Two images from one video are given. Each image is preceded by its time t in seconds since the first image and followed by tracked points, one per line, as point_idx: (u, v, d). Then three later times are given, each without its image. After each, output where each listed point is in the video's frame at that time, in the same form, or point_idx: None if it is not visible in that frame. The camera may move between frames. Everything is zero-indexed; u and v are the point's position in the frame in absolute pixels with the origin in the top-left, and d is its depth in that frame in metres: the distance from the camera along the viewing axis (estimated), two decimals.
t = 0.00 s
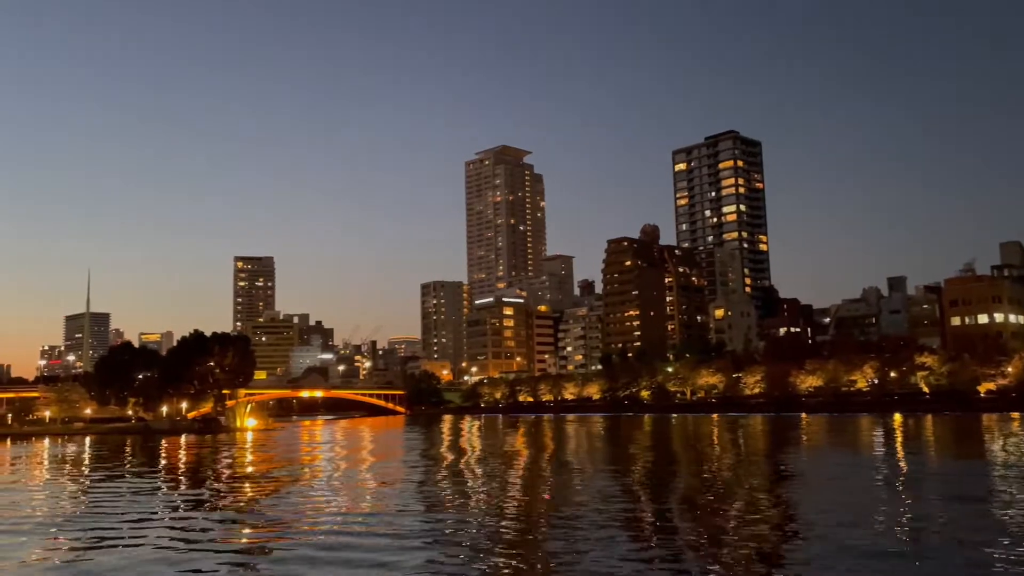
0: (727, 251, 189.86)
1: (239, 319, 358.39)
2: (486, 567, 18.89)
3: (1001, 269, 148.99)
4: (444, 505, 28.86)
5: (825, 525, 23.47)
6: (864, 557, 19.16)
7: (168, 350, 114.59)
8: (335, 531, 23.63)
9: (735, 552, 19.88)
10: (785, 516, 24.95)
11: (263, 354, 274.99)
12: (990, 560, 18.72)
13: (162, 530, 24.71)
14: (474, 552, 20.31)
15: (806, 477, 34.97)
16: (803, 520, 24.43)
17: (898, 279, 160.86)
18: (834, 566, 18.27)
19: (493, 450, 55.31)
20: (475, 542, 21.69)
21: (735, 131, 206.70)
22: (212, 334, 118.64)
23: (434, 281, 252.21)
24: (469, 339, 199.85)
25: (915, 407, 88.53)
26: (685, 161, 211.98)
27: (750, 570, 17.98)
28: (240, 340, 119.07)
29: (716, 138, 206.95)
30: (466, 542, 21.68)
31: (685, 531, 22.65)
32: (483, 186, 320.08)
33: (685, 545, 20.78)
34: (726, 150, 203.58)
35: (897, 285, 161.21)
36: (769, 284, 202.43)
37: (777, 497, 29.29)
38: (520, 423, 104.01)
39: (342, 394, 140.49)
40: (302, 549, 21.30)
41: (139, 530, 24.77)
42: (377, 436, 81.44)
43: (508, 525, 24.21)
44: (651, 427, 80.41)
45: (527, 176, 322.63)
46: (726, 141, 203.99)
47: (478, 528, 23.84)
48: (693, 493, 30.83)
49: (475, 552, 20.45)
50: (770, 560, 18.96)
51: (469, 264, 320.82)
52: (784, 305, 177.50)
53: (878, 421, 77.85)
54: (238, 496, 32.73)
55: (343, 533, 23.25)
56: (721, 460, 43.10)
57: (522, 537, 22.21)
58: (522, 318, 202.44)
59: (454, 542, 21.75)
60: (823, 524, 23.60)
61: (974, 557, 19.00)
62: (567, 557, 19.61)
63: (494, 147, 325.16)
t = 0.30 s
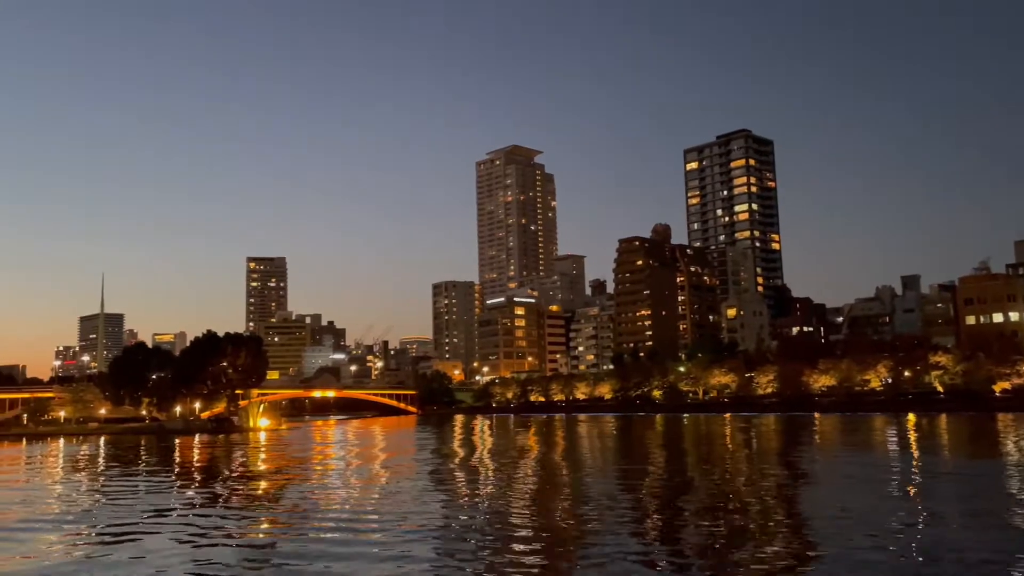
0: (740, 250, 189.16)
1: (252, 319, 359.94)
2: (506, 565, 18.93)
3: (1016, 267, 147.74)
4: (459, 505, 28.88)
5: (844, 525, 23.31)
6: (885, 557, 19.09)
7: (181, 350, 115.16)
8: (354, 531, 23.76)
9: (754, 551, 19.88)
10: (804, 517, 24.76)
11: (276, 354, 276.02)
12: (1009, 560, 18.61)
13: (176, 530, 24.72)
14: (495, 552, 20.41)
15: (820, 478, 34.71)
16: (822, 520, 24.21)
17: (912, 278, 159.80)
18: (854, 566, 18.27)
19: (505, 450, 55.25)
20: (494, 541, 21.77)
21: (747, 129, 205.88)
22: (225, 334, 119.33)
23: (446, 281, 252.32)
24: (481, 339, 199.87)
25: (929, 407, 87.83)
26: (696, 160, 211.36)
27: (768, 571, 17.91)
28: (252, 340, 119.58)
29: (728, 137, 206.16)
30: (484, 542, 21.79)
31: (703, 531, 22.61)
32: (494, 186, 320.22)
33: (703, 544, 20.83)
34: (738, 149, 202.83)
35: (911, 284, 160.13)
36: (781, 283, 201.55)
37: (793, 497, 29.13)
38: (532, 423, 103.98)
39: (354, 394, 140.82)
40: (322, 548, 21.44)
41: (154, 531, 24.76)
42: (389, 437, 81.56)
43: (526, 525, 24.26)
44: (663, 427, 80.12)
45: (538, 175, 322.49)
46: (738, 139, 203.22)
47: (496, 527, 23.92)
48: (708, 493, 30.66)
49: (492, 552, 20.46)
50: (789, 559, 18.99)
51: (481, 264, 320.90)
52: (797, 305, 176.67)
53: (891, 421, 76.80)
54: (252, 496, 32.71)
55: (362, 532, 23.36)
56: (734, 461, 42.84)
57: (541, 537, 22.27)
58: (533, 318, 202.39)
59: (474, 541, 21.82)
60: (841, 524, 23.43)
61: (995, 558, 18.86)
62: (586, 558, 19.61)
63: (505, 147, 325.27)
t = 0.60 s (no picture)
0: (751, 249, 188.53)
1: (263, 320, 361.50)
2: (522, 565, 18.88)
3: None
4: (468, 505, 28.89)
5: (857, 526, 23.08)
6: (902, 557, 19.05)
7: (194, 350, 115.69)
8: (369, 529, 23.84)
9: (772, 551, 19.84)
10: (819, 518, 24.51)
11: (288, 354, 277.17)
12: None
13: (186, 530, 24.69)
14: (510, 551, 20.47)
15: (831, 478, 34.60)
16: (837, 521, 24.00)
17: (925, 277, 158.61)
18: (870, 566, 18.19)
19: (516, 450, 55.29)
20: (509, 540, 21.85)
21: (758, 128, 205.11)
22: (237, 334, 119.85)
23: (456, 281, 252.44)
24: (492, 339, 199.84)
25: (943, 407, 87.28)
26: (707, 159, 210.75)
27: (780, 571, 17.86)
28: (265, 341, 120.02)
29: (739, 136, 205.44)
30: (500, 541, 21.88)
31: (715, 531, 22.57)
32: (505, 186, 320.52)
33: (720, 543, 20.89)
34: (749, 148, 202.10)
35: (925, 283, 159.18)
36: (793, 282, 200.70)
37: (807, 498, 28.93)
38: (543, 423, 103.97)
39: (366, 393, 141.13)
40: (338, 546, 21.55)
41: (165, 531, 24.77)
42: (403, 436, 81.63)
43: (540, 524, 24.40)
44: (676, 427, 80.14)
45: (549, 175, 322.43)
46: (749, 138, 202.54)
47: (510, 527, 23.89)
48: (719, 493, 30.55)
49: (504, 551, 20.44)
50: (809, 559, 18.95)
51: (491, 264, 320.99)
52: (809, 304, 175.89)
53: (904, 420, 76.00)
54: (266, 496, 32.81)
55: (376, 531, 23.48)
56: (745, 461, 42.69)
57: (556, 537, 22.24)
58: (544, 317, 202.35)
59: (489, 541, 21.85)
60: (855, 526, 23.15)
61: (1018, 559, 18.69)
62: (601, 558, 19.58)
63: (516, 146, 325.30)
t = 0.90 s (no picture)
0: (762, 248, 187.86)
1: (274, 319, 362.56)
2: (530, 565, 18.95)
3: None
4: (477, 504, 28.90)
5: (870, 526, 22.89)
6: (914, 558, 18.92)
7: (206, 350, 116.34)
8: (379, 529, 23.92)
9: (781, 551, 19.79)
10: (831, 518, 24.36)
11: (299, 354, 278.12)
12: None
13: (199, 530, 24.69)
14: (518, 550, 20.49)
15: (842, 478, 34.53)
16: (851, 522, 23.70)
17: (938, 276, 157.55)
18: (879, 566, 18.12)
19: (525, 450, 55.30)
20: (516, 540, 21.88)
21: (769, 126, 204.36)
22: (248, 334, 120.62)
23: (466, 280, 252.50)
24: (502, 339, 199.80)
25: (955, 406, 86.85)
26: (718, 157, 210.12)
27: (795, 571, 17.77)
28: (276, 341, 120.76)
29: (750, 135, 204.78)
30: (508, 540, 21.90)
31: (726, 532, 22.49)
32: (514, 185, 320.63)
33: (729, 544, 20.86)
34: (760, 146, 201.40)
35: (937, 282, 158.26)
36: (804, 282, 199.88)
37: (819, 498, 28.75)
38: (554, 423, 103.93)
39: (377, 393, 141.33)
40: (348, 545, 21.63)
41: (177, 531, 24.56)
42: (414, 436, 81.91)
43: (548, 523, 24.42)
44: (686, 426, 80.09)
45: (559, 175, 322.14)
46: (760, 137, 201.90)
47: (519, 527, 23.90)
48: (730, 493, 30.45)
49: (516, 553, 20.29)
50: (817, 559, 18.93)
51: (501, 264, 320.88)
52: (821, 303, 175.07)
53: (916, 420, 74.71)
54: (278, 495, 32.85)
55: (385, 531, 23.55)
56: (756, 461, 42.55)
57: (564, 536, 22.26)
58: (554, 317, 202.18)
59: (497, 541, 21.89)
60: (868, 527, 22.95)
61: None
62: (609, 557, 19.61)
63: (526, 146, 325.07)
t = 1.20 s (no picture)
0: (772, 246, 187.20)
1: (285, 319, 364.00)
2: (534, 565, 18.88)
3: None
4: (486, 504, 28.76)
5: (884, 527, 22.55)
6: (924, 558, 18.72)
7: (217, 350, 116.83)
8: (385, 529, 23.84)
9: (790, 552, 19.61)
10: (844, 519, 24.08)
11: (310, 353, 279.26)
12: None
13: (210, 529, 24.59)
14: (522, 550, 20.46)
15: (853, 477, 34.34)
16: (864, 523, 23.38)
17: (950, 274, 156.60)
18: (888, 567, 17.96)
19: (534, 450, 55.21)
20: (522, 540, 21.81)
21: (779, 124, 203.58)
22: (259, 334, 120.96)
23: (476, 280, 252.62)
24: (512, 338, 199.79)
25: (966, 405, 86.46)
26: (728, 155, 209.46)
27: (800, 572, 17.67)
28: (286, 340, 121.10)
29: (760, 133, 204.08)
30: (512, 540, 21.83)
31: (737, 532, 22.29)
32: (524, 184, 320.82)
33: (735, 543, 20.77)
34: (770, 144, 200.66)
35: (950, 280, 157.32)
36: (815, 280, 199.01)
37: (830, 498, 28.47)
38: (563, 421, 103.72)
39: (388, 392, 141.39)
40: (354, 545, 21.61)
41: (188, 531, 24.42)
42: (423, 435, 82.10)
43: (556, 523, 24.32)
44: (696, 425, 79.86)
45: (568, 174, 321.99)
46: (770, 135, 201.16)
47: (525, 527, 23.81)
48: (741, 493, 30.20)
49: (520, 552, 20.27)
50: (825, 559, 18.78)
51: (511, 263, 320.83)
52: (832, 301, 174.26)
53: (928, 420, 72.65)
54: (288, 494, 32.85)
55: (391, 530, 23.51)
56: (767, 460, 42.31)
57: (570, 536, 22.18)
58: (563, 316, 202.14)
59: (502, 540, 21.87)
60: (882, 528, 22.61)
61: None
62: (614, 557, 19.52)
63: (535, 145, 324.92)
